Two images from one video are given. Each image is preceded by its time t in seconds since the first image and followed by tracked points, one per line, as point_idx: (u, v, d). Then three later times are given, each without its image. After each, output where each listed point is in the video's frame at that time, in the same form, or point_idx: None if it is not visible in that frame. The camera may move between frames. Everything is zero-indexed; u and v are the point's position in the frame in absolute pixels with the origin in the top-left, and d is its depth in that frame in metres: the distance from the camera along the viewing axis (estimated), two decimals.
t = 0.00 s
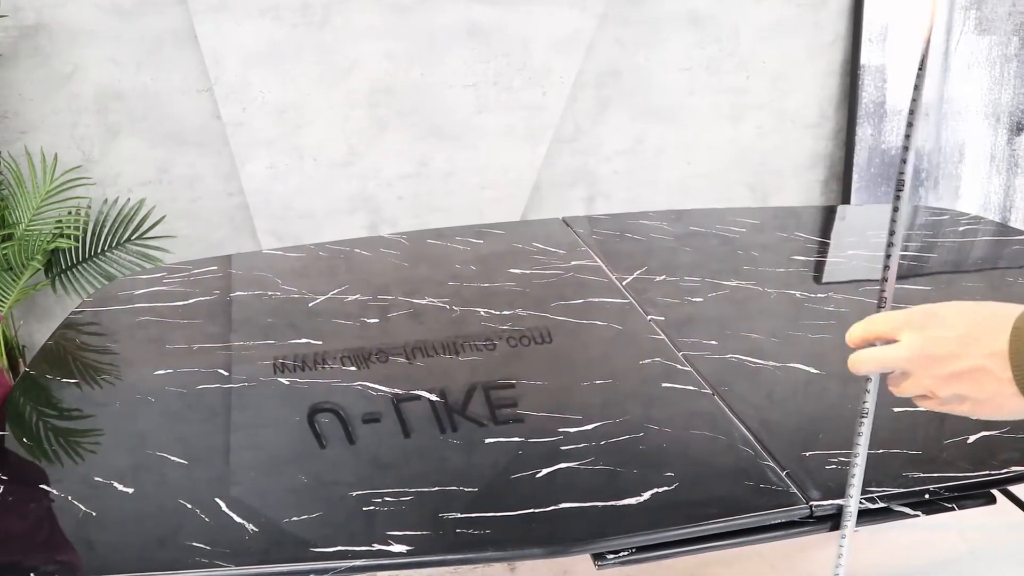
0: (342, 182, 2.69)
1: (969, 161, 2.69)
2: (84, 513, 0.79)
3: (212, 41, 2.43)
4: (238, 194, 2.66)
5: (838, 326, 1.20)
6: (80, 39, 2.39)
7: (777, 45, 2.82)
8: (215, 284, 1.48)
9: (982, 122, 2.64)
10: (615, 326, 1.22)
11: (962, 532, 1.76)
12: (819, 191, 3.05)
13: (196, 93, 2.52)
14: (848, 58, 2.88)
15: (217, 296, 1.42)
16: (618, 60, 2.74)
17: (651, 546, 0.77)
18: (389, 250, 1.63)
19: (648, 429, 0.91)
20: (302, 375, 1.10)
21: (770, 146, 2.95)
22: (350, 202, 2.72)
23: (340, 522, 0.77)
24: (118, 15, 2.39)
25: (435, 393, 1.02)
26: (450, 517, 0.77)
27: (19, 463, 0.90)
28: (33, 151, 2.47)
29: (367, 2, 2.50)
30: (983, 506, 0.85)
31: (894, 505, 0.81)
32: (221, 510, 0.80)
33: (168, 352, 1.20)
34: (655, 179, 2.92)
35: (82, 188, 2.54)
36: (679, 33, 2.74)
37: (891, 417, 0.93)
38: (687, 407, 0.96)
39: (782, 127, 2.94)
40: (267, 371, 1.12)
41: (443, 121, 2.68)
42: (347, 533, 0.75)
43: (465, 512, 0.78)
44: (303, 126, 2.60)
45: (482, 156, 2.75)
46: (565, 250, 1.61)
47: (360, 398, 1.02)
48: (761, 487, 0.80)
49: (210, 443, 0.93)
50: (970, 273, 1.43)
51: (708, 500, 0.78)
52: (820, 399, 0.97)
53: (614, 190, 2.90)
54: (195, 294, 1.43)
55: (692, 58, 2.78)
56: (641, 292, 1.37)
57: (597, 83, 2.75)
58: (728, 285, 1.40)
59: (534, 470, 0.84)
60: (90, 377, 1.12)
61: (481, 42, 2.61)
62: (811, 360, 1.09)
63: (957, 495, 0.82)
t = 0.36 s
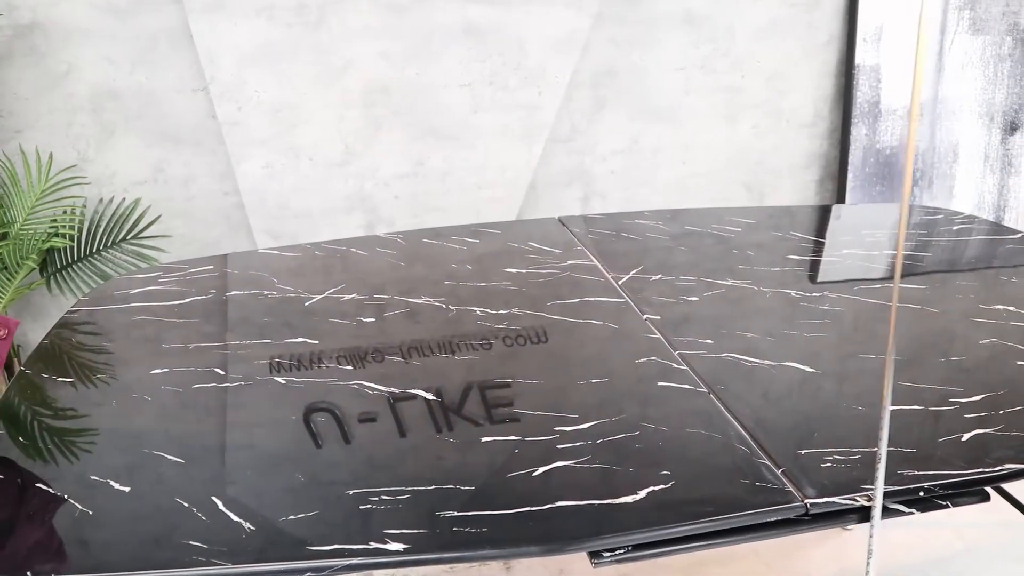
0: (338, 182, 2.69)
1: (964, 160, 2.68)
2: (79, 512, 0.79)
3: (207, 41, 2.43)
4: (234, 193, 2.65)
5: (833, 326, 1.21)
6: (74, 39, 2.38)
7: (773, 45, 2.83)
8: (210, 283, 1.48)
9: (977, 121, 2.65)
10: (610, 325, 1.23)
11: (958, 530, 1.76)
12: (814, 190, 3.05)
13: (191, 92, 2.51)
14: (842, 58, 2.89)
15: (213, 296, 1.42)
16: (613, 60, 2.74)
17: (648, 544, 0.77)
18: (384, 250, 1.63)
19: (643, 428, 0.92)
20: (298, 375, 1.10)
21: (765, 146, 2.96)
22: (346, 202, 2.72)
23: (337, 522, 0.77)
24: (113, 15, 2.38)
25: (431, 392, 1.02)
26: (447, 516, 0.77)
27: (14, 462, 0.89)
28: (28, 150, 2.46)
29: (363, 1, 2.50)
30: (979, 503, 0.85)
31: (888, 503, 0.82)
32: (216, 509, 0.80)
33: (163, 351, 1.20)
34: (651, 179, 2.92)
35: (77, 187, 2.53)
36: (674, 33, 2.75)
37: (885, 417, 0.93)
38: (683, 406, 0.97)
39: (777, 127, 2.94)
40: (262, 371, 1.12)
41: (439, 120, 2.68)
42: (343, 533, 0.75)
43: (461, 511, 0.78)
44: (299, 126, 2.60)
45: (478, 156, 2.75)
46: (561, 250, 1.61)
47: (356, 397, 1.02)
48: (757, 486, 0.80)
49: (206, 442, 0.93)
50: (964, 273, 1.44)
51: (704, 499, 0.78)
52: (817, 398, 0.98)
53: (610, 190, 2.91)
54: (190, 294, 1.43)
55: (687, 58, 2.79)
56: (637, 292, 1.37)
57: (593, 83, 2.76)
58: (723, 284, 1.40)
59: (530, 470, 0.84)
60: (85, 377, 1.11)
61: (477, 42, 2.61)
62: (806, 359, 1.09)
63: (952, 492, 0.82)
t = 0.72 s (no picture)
0: (337, 182, 2.69)
1: (960, 159, 2.71)
2: (78, 512, 0.80)
3: (206, 41, 2.43)
4: (233, 193, 2.65)
5: (832, 325, 1.21)
6: (73, 40, 2.38)
7: (771, 44, 2.83)
8: (209, 283, 1.48)
9: (974, 120, 2.65)
10: (609, 325, 1.23)
11: (956, 529, 1.76)
12: (813, 190, 3.06)
13: (190, 92, 2.51)
14: (840, 58, 2.89)
15: (212, 296, 1.42)
16: (612, 60, 2.74)
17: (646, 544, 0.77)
18: (383, 250, 1.63)
19: (642, 427, 0.92)
20: (298, 375, 1.10)
21: (763, 145, 2.96)
22: (345, 201, 2.72)
23: (336, 521, 0.77)
24: (111, 15, 2.38)
25: (430, 392, 1.02)
26: (446, 516, 0.77)
27: (13, 463, 0.89)
28: (26, 151, 2.46)
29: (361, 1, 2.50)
30: (976, 503, 0.85)
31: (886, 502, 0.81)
32: (215, 509, 0.80)
33: (162, 352, 1.20)
34: (650, 179, 2.92)
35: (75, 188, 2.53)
36: (672, 33, 2.75)
37: (883, 416, 0.93)
38: (681, 405, 0.97)
39: (776, 126, 2.94)
40: (261, 372, 1.12)
41: (437, 120, 2.68)
42: (342, 533, 0.75)
43: (460, 511, 0.78)
44: (298, 126, 2.60)
45: (477, 155, 2.75)
46: (560, 250, 1.61)
47: (355, 397, 1.02)
48: (755, 485, 0.80)
49: (205, 442, 0.93)
50: (963, 272, 1.44)
51: (703, 498, 0.78)
52: (815, 397, 0.98)
53: (609, 190, 2.91)
54: (189, 294, 1.43)
55: (686, 57, 2.79)
56: (635, 292, 1.37)
57: (591, 83, 2.76)
58: (722, 284, 1.40)
59: (529, 469, 0.84)
60: (84, 378, 1.11)
61: (475, 41, 2.61)
62: (805, 359, 1.09)
63: (950, 491, 0.82)
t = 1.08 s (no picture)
0: (337, 182, 2.70)
1: (961, 160, 2.68)
2: (78, 509, 0.80)
3: (205, 41, 2.43)
4: (233, 192, 2.66)
5: (830, 324, 1.21)
6: (73, 40, 2.39)
7: (771, 43, 2.83)
8: (209, 282, 1.48)
9: (973, 121, 2.65)
10: (608, 324, 1.23)
11: (954, 528, 1.76)
12: (812, 189, 3.06)
13: (190, 92, 2.52)
14: (839, 58, 2.89)
15: (211, 295, 1.42)
16: (611, 60, 2.75)
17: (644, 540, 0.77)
18: (383, 249, 1.63)
19: (639, 425, 0.92)
20: (297, 373, 1.11)
21: (763, 145, 2.96)
22: (345, 201, 2.72)
23: (335, 518, 0.77)
24: (111, 15, 2.39)
25: (429, 391, 1.03)
26: (444, 513, 0.78)
27: (13, 461, 0.90)
28: (26, 150, 2.47)
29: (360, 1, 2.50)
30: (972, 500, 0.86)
31: (883, 500, 0.82)
32: (215, 506, 0.80)
33: (162, 351, 1.20)
34: (649, 178, 2.93)
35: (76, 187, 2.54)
36: (671, 33, 2.75)
37: (880, 415, 0.94)
38: (679, 404, 0.97)
39: (775, 127, 2.95)
40: (260, 370, 1.12)
41: (437, 120, 2.69)
42: (341, 529, 0.76)
43: (458, 507, 0.78)
44: (298, 126, 2.60)
45: (477, 155, 2.75)
46: (559, 249, 1.61)
47: (354, 396, 1.02)
48: (752, 482, 0.81)
49: (204, 440, 0.93)
50: (961, 272, 1.44)
51: (699, 495, 0.79)
52: (814, 396, 0.98)
53: (608, 189, 2.91)
54: (189, 292, 1.44)
55: (685, 57, 2.79)
56: (634, 291, 1.37)
57: (591, 83, 2.76)
58: (721, 283, 1.40)
59: (527, 467, 0.85)
60: (84, 376, 1.12)
61: (475, 41, 2.61)
62: (803, 358, 1.10)
63: (945, 489, 0.83)
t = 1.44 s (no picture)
0: (337, 182, 2.70)
1: (960, 159, 2.68)
2: (79, 505, 0.81)
3: (205, 41, 2.44)
4: (233, 192, 2.66)
5: (829, 324, 1.22)
6: (73, 40, 2.39)
7: (771, 43, 2.83)
8: (209, 281, 1.49)
9: (972, 120, 2.66)
10: (608, 323, 1.24)
11: (953, 527, 1.77)
12: (812, 189, 3.06)
13: (190, 92, 2.52)
14: (839, 58, 2.90)
15: (212, 293, 1.43)
16: (611, 60, 2.75)
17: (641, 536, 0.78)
18: (383, 248, 1.64)
19: (638, 423, 0.93)
20: (298, 371, 1.11)
21: (762, 145, 2.97)
22: (345, 201, 2.73)
23: (334, 514, 0.78)
24: (111, 15, 2.39)
25: (430, 390, 1.03)
26: (443, 509, 0.78)
27: (14, 459, 0.90)
28: (27, 149, 2.47)
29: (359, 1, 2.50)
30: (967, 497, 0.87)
31: (878, 497, 0.83)
32: (215, 503, 0.81)
33: (162, 349, 1.21)
34: (649, 178, 2.93)
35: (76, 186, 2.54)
36: (671, 33, 2.75)
37: (877, 413, 0.94)
38: (677, 402, 0.98)
39: (775, 127, 2.95)
40: (260, 369, 1.13)
41: (438, 120, 2.69)
42: (341, 526, 0.76)
43: (457, 504, 0.79)
44: (298, 125, 2.61)
45: (477, 155, 2.76)
46: (558, 248, 1.62)
47: (354, 394, 1.03)
48: (749, 479, 0.81)
49: (205, 438, 0.94)
50: (961, 272, 1.45)
51: (697, 492, 0.79)
52: (813, 395, 0.99)
53: (608, 189, 2.92)
54: (190, 291, 1.44)
55: (685, 57, 2.80)
56: (633, 290, 1.38)
57: (590, 83, 2.76)
58: (720, 282, 1.41)
59: (526, 463, 0.85)
60: (84, 375, 1.12)
61: (474, 41, 2.62)
62: (802, 356, 1.10)
63: (941, 486, 0.84)
